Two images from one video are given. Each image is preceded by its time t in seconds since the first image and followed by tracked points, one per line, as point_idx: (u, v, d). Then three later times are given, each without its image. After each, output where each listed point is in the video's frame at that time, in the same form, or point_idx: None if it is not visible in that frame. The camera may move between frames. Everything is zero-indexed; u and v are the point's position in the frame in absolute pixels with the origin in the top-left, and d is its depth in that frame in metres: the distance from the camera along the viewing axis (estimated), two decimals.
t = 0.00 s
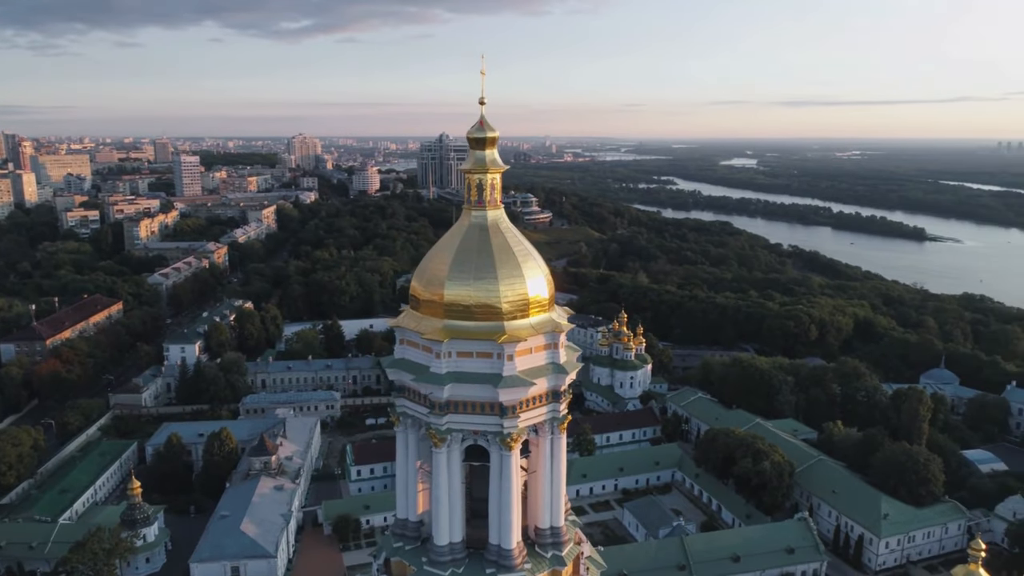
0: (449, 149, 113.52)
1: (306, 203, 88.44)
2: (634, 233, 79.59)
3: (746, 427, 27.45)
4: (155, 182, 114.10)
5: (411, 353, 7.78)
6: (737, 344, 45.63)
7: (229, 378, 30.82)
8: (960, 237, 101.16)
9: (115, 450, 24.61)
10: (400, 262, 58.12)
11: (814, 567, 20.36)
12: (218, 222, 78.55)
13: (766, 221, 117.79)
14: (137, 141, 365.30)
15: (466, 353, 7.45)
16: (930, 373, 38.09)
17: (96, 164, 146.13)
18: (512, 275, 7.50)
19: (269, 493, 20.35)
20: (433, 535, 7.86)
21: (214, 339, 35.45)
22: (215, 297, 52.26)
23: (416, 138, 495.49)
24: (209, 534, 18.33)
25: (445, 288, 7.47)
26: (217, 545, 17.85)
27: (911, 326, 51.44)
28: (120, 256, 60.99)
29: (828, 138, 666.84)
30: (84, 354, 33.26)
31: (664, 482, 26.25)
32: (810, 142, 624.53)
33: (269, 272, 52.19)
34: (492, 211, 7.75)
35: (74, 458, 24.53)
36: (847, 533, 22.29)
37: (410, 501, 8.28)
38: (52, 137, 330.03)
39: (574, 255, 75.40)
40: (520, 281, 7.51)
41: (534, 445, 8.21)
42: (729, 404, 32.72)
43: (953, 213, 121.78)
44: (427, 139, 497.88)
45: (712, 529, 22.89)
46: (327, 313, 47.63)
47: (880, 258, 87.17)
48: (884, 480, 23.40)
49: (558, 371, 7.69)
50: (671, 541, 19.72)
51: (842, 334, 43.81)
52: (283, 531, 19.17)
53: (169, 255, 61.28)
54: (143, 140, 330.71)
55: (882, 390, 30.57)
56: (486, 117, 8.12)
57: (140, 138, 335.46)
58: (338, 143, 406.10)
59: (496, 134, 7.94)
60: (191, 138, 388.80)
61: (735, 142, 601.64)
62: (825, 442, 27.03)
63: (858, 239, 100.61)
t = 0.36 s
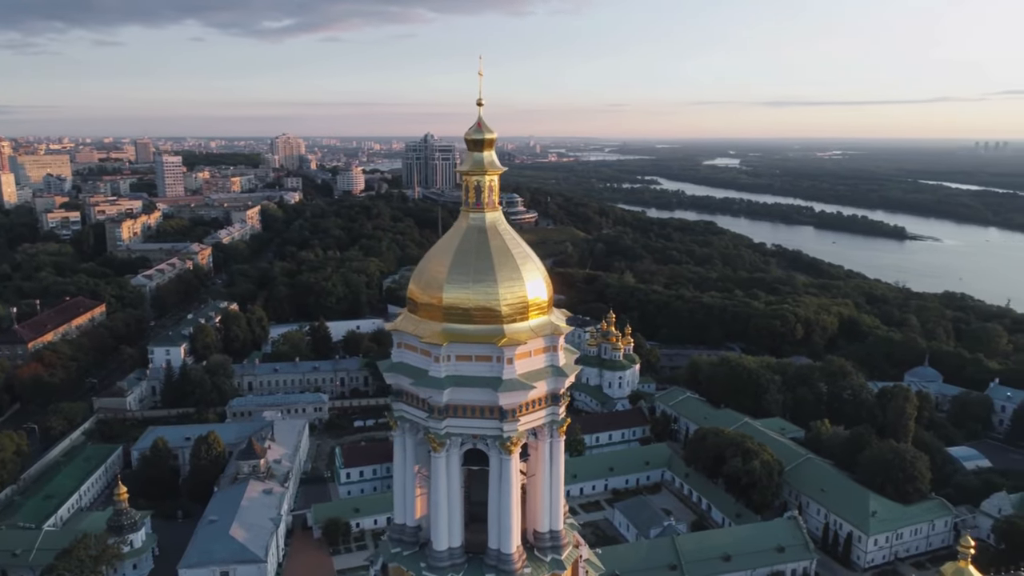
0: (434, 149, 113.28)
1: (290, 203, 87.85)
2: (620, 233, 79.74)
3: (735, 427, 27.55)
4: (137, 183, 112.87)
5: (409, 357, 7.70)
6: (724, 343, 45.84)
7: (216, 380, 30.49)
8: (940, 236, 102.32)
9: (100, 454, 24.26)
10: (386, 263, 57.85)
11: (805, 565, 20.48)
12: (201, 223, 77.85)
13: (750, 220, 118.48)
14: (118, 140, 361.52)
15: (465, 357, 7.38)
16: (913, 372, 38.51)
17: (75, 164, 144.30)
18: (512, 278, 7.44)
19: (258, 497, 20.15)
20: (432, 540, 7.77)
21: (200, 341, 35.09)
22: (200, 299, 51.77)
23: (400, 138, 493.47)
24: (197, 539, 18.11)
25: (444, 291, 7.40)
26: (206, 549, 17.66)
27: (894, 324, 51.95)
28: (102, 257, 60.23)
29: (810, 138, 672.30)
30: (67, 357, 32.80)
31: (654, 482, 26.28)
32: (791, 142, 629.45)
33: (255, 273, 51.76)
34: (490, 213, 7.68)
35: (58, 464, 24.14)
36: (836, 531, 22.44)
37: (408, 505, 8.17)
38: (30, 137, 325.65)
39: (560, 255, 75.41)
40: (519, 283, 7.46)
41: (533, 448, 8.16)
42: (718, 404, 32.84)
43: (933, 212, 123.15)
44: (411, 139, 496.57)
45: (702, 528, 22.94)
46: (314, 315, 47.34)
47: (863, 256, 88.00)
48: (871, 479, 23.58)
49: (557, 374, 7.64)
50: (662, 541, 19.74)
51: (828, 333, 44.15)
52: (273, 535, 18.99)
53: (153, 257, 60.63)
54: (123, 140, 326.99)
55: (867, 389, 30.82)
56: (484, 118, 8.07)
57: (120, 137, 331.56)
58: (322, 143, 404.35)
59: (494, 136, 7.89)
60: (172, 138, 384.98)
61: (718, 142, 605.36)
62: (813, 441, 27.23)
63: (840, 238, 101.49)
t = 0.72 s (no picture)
0: (416, 149, 112.91)
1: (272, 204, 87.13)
2: (603, 234, 79.91)
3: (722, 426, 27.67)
4: (115, 184, 111.41)
5: (406, 361, 7.61)
6: (709, 342, 46.08)
7: (200, 384, 30.15)
8: (918, 235, 103.60)
9: (82, 460, 23.90)
10: (370, 264, 57.51)
11: (793, 563, 20.62)
12: (182, 224, 77.02)
13: (731, 220, 119.28)
14: (95, 140, 356.11)
15: (464, 360, 7.30)
16: (896, 369, 38.94)
17: (51, 165, 142.18)
18: (511, 281, 7.38)
19: (245, 501, 19.93)
20: (431, 545, 7.68)
21: (183, 344, 34.65)
22: (182, 302, 51.23)
23: (382, 138, 492.92)
24: (184, 545, 17.88)
25: (442, 294, 7.32)
26: (193, 555, 17.43)
27: (875, 322, 52.49)
28: (81, 260, 59.39)
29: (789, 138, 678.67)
30: (46, 361, 32.29)
31: (642, 482, 26.32)
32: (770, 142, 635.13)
33: (238, 274, 51.28)
34: (488, 215, 7.61)
35: (39, 470, 23.76)
36: (823, 529, 22.61)
37: (406, 511, 8.06)
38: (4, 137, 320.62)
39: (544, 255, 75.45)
40: (517, 286, 7.41)
41: (532, 451, 8.09)
42: (704, 403, 33.00)
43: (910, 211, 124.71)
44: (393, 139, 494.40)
45: (691, 527, 23.00)
46: (298, 316, 47.00)
47: (843, 255, 88.89)
48: (857, 476, 23.78)
49: (557, 376, 7.60)
50: (653, 540, 19.78)
51: (811, 332, 44.50)
52: (261, 540, 18.79)
53: (133, 259, 59.87)
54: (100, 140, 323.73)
55: (851, 387, 31.09)
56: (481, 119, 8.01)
57: (97, 137, 328.28)
58: (302, 143, 402.16)
59: (492, 137, 7.83)
60: (149, 138, 380.96)
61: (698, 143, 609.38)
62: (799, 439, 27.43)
63: (820, 236, 102.47)
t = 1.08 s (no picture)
0: (399, 149, 112.49)
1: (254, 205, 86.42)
2: (587, 234, 80.01)
3: (709, 425, 27.79)
4: (93, 185, 109.97)
5: (404, 365, 7.53)
6: (695, 342, 46.35)
7: (184, 387, 29.79)
8: (897, 234, 104.81)
9: (64, 465, 23.52)
10: (355, 265, 57.19)
11: (782, 561, 20.76)
12: (163, 225, 76.14)
13: (713, 219, 119.97)
14: (72, 140, 351.25)
15: (463, 364, 7.23)
16: (879, 367, 39.28)
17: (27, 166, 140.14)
18: (511, 284, 7.32)
19: (232, 506, 19.71)
20: (430, 551, 7.61)
21: (166, 347, 34.25)
22: (164, 304, 50.65)
23: (363, 138, 490.75)
24: (171, 551, 17.64)
25: (441, 298, 7.25)
26: (180, 561, 17.18)
27: (857, 320, 52.96)
28: (59, 262, 58.53)
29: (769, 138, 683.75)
30: (26, 365, 31.77)
31: (631, 482, 26.36)
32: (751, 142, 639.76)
33: (220, 276, 50.78)
34: (487, 217, 7.57)
35: (20, 476, 23.36)
36: (811, 527, 22.76)
37: (404, 517, 7.96)
38: None
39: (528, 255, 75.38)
40: (517, 288, 7.35)
41: (530, 455, 8.04)
42: (691, 402, 33.16)
43: (888, 211, 126.16)
44: (376, 139, 491.66)
45: (681, 527, 23.06)
46: (282, 318, 46.63)
47: (824, 254, 89.62)
48: (844, 474, 23.97)
49: (557, 380, 7.54)
50: (644, 540, 19.81)
51: (795, 330, 44.83)
52: (249, 545, 18.58)
53: (113, 261, 59.11)
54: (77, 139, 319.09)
55: (836, 385, 31.36)
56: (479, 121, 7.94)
57: (74, 136, 323.44)
58: (283, 142, 399.44)
59: (490, 139, 7.76)
60: (128, 138, 376.56)
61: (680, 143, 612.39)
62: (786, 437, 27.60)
63: (800, 236, 103.32)
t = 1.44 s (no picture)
0: (381, 150, 112.05)
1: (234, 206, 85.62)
2: (569, 234, 80.14)
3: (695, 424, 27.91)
4: (70, 185, 108.42)
5: (401, 369, 7.44)
6: (679, 341, 46.57)
7: (166, 391, 29.41)
8: (874, 233, 106.13)
9: (44, 472, 23.11)
10: (338, 266, 56.82)
11: (770, 559, 20.88)
12: (142, 227, 75.21)
13: (693, 219, 120.73)
14: (46, 140, 346.22)
15: (461, 367, 7.16)
16: (861, 365, 39.65)
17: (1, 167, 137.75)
18: (508, 287, 7.26)
19: (218, 511, 19.47)
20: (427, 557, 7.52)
21: (147, 350, 33.80)
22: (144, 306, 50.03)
23: (343, 138, 488.83)
24: (156, 558, 17.37)
25: (438, 301, 7.18)
26: (166, 567, 16.94)
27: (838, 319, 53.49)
28: (36, 264, 57.63)
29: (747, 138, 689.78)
30: (3, 370, 31.18)
31: (618, 481, 26.40)
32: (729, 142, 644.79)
33: (201, 277, 50.26)
34: (483, 219, 7.50)
35: None
36: (797, 524, 22.91)
37: (400, 522, 7.85)
38: None
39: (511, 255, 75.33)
40: (516, 291, 7.29)
41: (527, 459, 7.99)
42: (677, 401, 33.30)
43: (865, 210, 127.73)
44: (356, 139, 489.57)
45: (669, 526, 23.12)
46: (265, 320, 46.23)
47: (803, 253, 90.49)
48: (829, 471, 24.17)
49: (555, 383, 7.50)
50: (633, 540, 19.83)
51: (778, 329, 45.18)
52: (236, 550, 18.35)
53: (91, 263, 58.29)
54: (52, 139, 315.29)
55: (819, 383, 31.64)
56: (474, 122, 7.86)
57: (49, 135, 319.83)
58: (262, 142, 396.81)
59: (486, 140, 7.69)
60: (104, 137, 372.27)
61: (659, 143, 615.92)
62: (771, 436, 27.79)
63: (780, 235, 104.22)
